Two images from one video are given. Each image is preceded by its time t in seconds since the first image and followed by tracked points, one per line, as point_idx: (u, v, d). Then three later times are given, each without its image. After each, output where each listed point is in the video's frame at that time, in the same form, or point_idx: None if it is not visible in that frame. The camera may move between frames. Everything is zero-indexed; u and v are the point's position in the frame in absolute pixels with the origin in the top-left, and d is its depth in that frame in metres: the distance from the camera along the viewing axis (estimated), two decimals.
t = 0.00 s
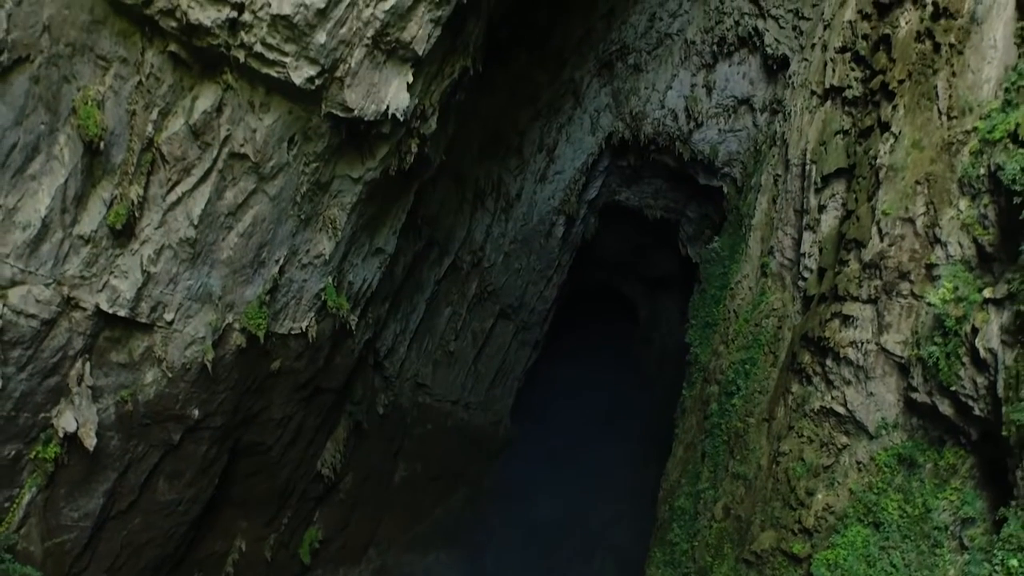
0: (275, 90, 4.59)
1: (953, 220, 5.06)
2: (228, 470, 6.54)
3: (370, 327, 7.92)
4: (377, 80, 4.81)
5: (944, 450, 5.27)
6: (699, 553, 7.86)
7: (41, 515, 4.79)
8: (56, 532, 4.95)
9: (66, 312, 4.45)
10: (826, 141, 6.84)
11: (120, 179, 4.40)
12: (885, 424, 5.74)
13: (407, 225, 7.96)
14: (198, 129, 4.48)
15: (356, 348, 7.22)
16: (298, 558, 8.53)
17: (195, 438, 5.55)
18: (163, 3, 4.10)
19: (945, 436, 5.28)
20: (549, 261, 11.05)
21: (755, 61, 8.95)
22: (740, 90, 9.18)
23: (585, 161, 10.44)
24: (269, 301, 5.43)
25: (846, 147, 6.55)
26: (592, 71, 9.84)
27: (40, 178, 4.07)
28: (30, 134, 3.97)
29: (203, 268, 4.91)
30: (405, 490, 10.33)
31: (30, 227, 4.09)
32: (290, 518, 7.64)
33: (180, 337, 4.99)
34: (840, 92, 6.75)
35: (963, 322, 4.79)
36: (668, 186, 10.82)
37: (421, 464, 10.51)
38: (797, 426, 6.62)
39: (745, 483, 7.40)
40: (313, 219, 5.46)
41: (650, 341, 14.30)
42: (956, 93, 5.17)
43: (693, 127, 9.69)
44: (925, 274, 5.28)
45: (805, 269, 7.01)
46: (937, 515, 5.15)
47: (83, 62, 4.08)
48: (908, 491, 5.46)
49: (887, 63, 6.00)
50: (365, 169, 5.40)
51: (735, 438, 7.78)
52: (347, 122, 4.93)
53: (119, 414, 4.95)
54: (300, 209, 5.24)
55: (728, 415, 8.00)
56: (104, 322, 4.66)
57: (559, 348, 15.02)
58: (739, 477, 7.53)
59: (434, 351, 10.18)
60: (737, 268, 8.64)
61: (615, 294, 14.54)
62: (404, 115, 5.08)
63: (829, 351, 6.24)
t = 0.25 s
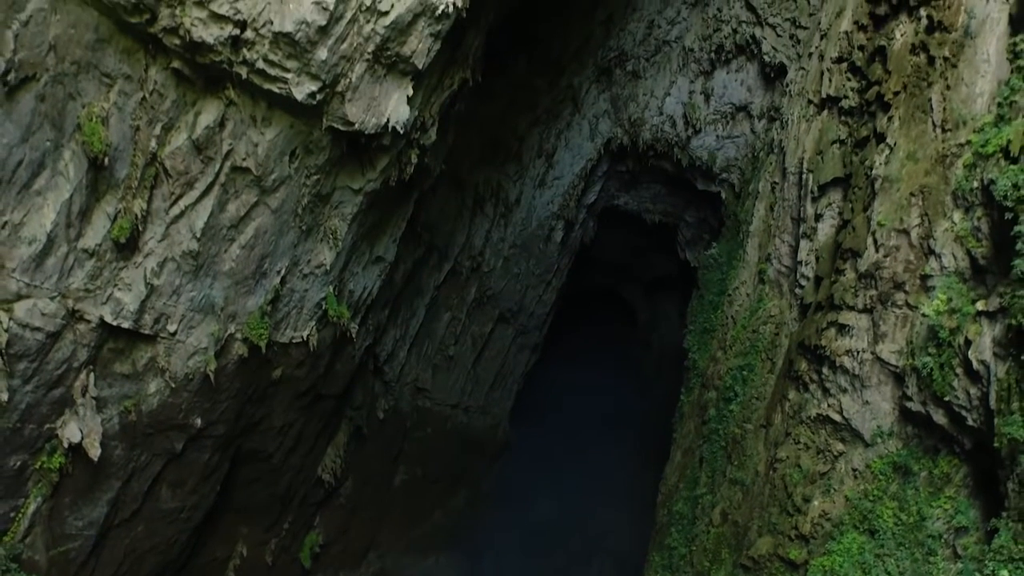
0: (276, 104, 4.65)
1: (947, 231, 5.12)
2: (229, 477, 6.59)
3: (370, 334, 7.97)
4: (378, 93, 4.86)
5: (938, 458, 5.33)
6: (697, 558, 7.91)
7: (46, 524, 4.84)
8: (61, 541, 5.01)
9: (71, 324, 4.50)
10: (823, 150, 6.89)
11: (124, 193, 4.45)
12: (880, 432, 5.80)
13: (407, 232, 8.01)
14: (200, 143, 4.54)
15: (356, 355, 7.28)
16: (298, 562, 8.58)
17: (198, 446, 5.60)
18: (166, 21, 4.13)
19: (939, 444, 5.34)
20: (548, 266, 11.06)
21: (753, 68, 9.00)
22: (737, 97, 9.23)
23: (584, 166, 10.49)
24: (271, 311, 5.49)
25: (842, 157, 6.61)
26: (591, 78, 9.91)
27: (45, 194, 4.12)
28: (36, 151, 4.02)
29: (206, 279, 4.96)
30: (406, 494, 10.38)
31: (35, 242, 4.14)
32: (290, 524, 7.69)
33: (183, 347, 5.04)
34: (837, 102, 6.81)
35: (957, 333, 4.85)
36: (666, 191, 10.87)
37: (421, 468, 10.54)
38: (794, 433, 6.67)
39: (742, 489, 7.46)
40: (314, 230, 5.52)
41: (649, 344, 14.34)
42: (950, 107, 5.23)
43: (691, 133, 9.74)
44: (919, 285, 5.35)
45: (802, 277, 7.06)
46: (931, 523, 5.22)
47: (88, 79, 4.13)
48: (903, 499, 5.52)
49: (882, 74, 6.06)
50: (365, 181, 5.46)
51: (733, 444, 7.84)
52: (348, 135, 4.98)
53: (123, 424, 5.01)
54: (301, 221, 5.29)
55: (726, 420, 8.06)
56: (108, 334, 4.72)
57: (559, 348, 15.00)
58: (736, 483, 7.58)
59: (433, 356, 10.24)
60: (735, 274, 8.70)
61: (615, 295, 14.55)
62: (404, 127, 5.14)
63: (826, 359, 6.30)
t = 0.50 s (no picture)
0: (278, 121, 4.72)
1: (940, 245, 5.19)
2: (231, 485, 6.66)
3: (370, 341, 8.03)
4: (378, 108, 4.93)
5: (931, 468, 5.41)
6: (695, 563, 7.98)
7: (51, 535, 4.91)
8: (66, 551, 5.08)
9: (76, 338, 4.56)
10: (819, 160, 6.96)
11: (128, 209, 4.51)
12: (875, 441, 5.87)
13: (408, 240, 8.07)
14: (204, 159, 4.61)
15: (357, 362, 7.35)
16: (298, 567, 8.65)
17: (200, 456, 5.67)
18: (171, 41, 4.18)
19: (933, 454, 5.42)
20: (547, 271, 11.13)
21: (750, 76, 9.06)
22: (735, 105, 9.30)
23: (582, 172, 10.55)
24: (273, 322, 5.55)
25: (838, 167, 6.67)
26: (590, 85, 9.98)
27: (51, 211, 4.19)
28: (43, 169, 4.08)
29: (209, 292, 5.03)
30: (406, 497, 10.45)
31: (41, 258, 4.21)
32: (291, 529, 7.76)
33: (186, 359, 5.11)
34: (833, 113, 6.87)
35: (949, 346, 4.93)
36: (664, 196, 10.93)
37: (420, 473, 10.60)
38: (790, 440, 6.74)
39: (739, 495, 7.53)
40: (316, 242, 5.59)
41: (648, 347, 14.40)
42: (944, 121, 5.30)
43: (689, 140, 9.80)
44: (913, 297, 5.42)
45: (798, 286, 7.13)
46: (924, 532, 5.30)
47: (93, 98, 4.18)
48: (897, 507, 5.60)
49: (877, 87, 6.13)
50: (366, 194, 5.52)
51: (731, 450, 7.90)
52: (348, 149, 5.05)
53: (127, 435, 5.07)
54: (302, 233, 5.35)
55: (723, 427, 8.13)
56: (112, 347, 4.78)
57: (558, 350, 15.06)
58: (733, 490, 7.65)
59: (432, 361, 10.31)
60: (732, 281, 8.76)
61: (614, 299, 14.58)
62: (404, 141, 5.20)
63: (821, 369, 6.36)
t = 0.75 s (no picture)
0: (280, 135, 4.78)
1: (934, 256, 5.25)
2: (233, 491, 6.72)
3: (370, 347, 8.09)
4: (379, 121, 4.99)
5: (926, 476, 5.47)
6: (693, 568, 8.04)
7: (56, 543, 4.97)
8: (70, 559, 5.14)
9: (81, 349, 4.62)
10: (815, 169, 7.01)
11: (131, 222, 4.57)
12: (870, 448, 5.93)
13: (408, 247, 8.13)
14: (206, 173, 4.66)
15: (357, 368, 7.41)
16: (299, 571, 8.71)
17: (202, 464, 5.73)
18: (174, 58, 4.22)
19: (927, 462, 5.49)
20: (546, 275, 11.18)
21: (748, 84, 9.13)
22: (733, 111, 9.36)
23: (581, 178, 10.60)
24: (275, 332, 5.61)
25: (834, 176, 6.72)
26: (588, 91, 10.03)
27: (56, 225, 4.23)
28: (49, 185, 4.12)
29: (211, 303, 5.09)
30: (405, 501, 10.52)
31: (47, 271, 4.26)
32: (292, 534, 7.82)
33: (189, 369, 5.17)
34: (829, 122, 6.93)
35: (943, 357, 4.99)
36: (663, 201, 10.98)
37: (419, 476, 10.65)
38: (787, 447, 6.79)
39: (736, 500, 7.59)
40: (317, 252, 5.64)
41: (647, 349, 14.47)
42: (938, 133, 5.36)
43: (687, 146, 9.85)
44: (908, 306, 5.48)
45: (794, 293, 7.19)
46: (918, 540, 5.37)
47: (98, 115, 4.21)
48: (892, 515, 5.66)
49: (873, 97, 6.19)
50: (366, 205, 5.58)
51: (728, 456, 7.96)
52: (349, 162, 5.10)
53: (130, 444, 5.13)
54: (303, 244, 5.41)
55: (721, 432, 8.19)
56: (116, 358, 4.83)
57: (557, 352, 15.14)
58: (730, 495, 7.71)
59: (432, 365, 10.37)
60: (730, 287, 8.82)
61: (613, 301, 14.64)
62: (404, 153, 5.26)
63: (818, 376, 6.43)
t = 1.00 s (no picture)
0: (281, 150, 4.86)
1: (927, 268, 5.31)
2: (235, 498, 6.79)
3: (370, 353, 8.15)
4: (379, 136, 5.05)
5: (920, 485, 5.54)
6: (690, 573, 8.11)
7: (61, 552, 5.04)
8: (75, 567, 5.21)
9: (86, 362, 4.68)
10: (812, 179, 7.08)
11: (136, 237, 4.62)
12: (865, 457, 6.00)
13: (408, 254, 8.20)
14: (209, 189, 4.73)
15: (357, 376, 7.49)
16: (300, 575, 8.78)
17: (205, 472, 5.81)
18: (178, 77, 4.27)
19: (921, 471, 5.56)
20: (545, 279, 11.25)
21: (745, 91, 9.21)
22: (730, 118, 9.44)
23: (580, 184, 10.67)
24: (276, 343, 5.68)
25: (830, 187, 6.79)
26: (587, 98, 10.09)
27: (62, 241, 4.29)
28: (55, 202, 4.18)
29: (214, 315, 5.15)
30: (405, 504, 10.56)
31: (53, 286, 4.32)
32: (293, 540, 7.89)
33: (192, 379, 5.24)
34: (825, 132, 7.00)
35: (935, 369, 5.07)
36: (661, 206, 11.05)
37: (418, 480, 10.69)
38: (784, 454, 6.87)
39: (734, 506, 7.66)
40: (318, 263, 5.71)
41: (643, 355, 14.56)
42: (932, 147, 5.43)
43: (685, 153, 9.91)
44: (902, 318, 5.55)
45: (791, 301, 7.26)
46: (912, 548, 5.43)
47: (103, 132, 4.27)
48: (886, 523, 5.73)
49: (868, 110, 6.25)
50: (367, 217, 5.65)
51: (725, 462, 8.04)
52: (350, 176, 5.17)
53: (134, 454, 5.20)
54: (305, 256, 5.48)
55: (718, 439, 8.26)
56: (120, 370, 4.90)
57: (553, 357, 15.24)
58: (728, 501, 7.79)
59: (431, 370, 10.44)
60: (727, 294, 8.89)
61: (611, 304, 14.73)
62: (404, 166, 5.34)
63: (814, 385, 6.50)
